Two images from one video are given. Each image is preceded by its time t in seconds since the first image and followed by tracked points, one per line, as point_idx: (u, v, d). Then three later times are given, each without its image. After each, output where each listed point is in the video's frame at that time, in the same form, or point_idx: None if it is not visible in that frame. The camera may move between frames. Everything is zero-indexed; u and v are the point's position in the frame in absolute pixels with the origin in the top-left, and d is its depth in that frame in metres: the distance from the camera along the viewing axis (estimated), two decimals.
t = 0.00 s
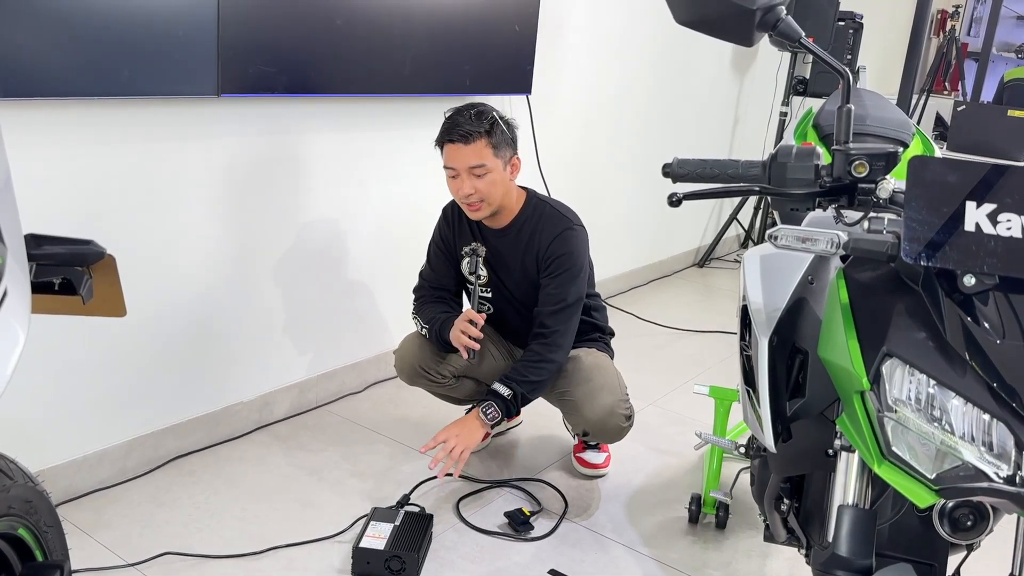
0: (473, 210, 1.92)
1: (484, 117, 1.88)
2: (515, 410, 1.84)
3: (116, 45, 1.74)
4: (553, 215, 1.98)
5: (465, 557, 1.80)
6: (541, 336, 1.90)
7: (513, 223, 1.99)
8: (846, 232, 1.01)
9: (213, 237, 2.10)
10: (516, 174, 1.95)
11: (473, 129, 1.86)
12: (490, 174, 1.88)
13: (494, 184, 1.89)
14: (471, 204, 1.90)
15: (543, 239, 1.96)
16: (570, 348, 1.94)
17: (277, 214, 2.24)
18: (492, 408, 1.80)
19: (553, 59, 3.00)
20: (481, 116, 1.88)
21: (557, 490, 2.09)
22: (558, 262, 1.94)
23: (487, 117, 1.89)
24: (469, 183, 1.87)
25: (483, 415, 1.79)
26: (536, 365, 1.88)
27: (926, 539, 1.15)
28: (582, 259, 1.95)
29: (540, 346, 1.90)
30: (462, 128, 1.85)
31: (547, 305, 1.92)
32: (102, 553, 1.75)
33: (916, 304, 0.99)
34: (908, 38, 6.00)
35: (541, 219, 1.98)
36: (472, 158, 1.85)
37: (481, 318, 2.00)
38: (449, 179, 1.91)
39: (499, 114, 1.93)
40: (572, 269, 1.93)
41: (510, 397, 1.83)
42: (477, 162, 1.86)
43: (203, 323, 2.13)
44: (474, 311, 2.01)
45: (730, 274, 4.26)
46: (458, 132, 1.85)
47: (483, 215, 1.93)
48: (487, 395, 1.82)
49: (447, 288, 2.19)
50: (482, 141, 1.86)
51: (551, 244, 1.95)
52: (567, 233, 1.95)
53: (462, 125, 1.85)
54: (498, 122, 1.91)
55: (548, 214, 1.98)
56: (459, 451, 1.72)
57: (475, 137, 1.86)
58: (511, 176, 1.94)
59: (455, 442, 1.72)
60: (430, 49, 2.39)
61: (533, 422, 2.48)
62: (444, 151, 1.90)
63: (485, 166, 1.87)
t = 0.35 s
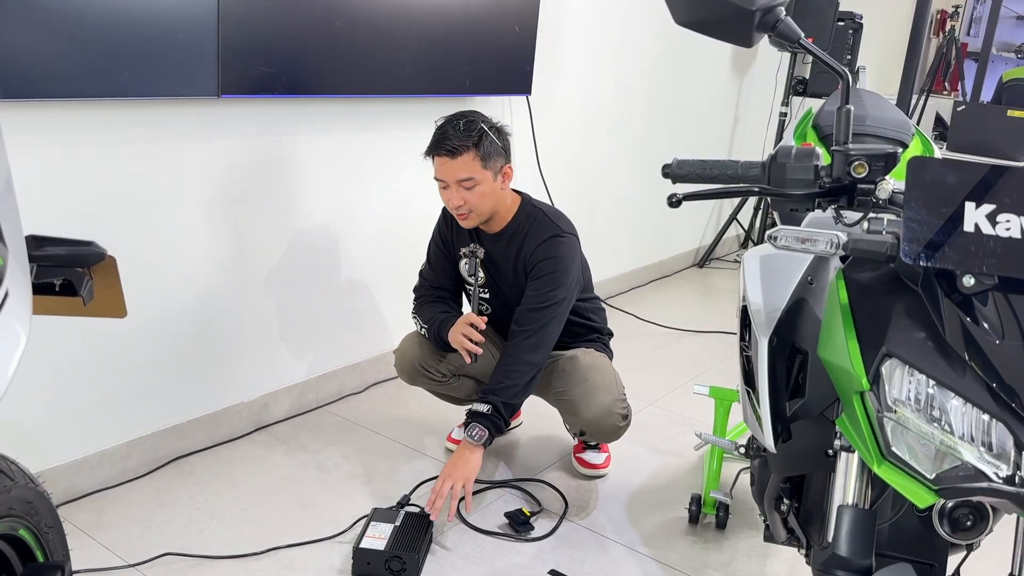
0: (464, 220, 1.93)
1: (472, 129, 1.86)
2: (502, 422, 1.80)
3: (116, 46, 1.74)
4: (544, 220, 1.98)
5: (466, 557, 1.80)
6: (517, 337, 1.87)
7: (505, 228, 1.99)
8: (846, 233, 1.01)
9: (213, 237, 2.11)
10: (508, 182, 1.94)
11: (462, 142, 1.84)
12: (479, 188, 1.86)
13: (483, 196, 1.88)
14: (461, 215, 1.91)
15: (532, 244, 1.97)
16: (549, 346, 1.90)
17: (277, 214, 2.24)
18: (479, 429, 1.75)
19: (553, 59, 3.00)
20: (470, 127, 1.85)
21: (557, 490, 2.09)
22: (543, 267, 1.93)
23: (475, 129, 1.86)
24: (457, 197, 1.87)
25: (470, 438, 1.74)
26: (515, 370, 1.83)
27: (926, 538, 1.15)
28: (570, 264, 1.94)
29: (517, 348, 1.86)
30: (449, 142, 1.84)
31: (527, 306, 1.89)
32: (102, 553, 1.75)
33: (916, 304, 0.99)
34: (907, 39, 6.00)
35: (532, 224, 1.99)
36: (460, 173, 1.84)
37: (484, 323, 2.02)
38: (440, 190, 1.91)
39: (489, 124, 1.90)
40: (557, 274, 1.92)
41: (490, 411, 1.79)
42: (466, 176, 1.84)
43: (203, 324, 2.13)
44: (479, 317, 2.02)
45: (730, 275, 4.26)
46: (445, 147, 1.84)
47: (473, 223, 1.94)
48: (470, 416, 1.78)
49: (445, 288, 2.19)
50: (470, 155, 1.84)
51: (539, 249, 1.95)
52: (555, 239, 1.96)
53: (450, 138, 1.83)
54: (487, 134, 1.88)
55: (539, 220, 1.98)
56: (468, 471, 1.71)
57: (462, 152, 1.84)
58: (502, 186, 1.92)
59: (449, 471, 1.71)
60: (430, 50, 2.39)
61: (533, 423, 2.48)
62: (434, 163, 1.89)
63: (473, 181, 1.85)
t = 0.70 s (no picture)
0: (448, 225, 1.93)
1: (455, 134, 1.86)
2: (490, 428, 1.81)
3: (116, 46, 1.74)
4: (530, 223, 1.98)
5: (466, 557, 1.80)
6: (507, 344, 1.87)
7: (491, 233, 1.99)
8: (845, 234, 1.01)
9: (213, 238, 2.11)
10: (491, 187, 1.93)
11: (443, 147, 1.84)
12: (461, 192, 1.86)
13: (465, 201, 1.88)
14: (443, 220, 1.91)
15: (519, 249, 1.96)
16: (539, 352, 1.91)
17: (278, 215, 2.24)
18: (466, 434, 1.76)
19: (553, 60, 3.00)
20: (451, 132, 1.85)
21: (557, 490, 2.09)
22: (531, 272, 1.93)
23: (457, 134, 1.86)
24: (438, 201, 1.87)
25: (458, 444, 1.75)
26: (503, 376, 1.85)
27: (926, 538, 1.15)
28: (557, 267, 1.93)
29: (506, 355, 1.87)
30: (432, 147, 1.83)
31: (516, 313, 1.89)
32: (102, 554, 1.75)
33: (915, 305, 0.99)
34: (907, 39, 6.00)
35: (518, 228, 1.98)
36: (441, 178, 1.84)
37: (474, 326, 2.03)
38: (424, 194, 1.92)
39: (472, 129, 1.90)
40: (543, 278, 1.91)
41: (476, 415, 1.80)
42: (447, 181, 1.84)
43: (203, 324, 2.13)
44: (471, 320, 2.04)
45: (730, 275, 4.26)
46: (427, 152, 1.84)
47: (456, 228, 1.94)
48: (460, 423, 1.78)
49: (438, 292, 2.19)
50: (452, 160, 1.84)
51: (526, 254, 1.95)
52: (541, 243, 1.95)
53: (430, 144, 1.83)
54: (469, 139, 1.88)
55: (526, 223, 1.98)
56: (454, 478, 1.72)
57: (444, 157, 1.84)
58: (485, 191, 1.92)
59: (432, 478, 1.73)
60: (430, 50, 2.39)
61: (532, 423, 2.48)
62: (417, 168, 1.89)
63: (454, 186, 1.85)
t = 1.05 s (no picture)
0: (438, 221, 1.94)
1: (448, 130, 1.88)
2: (485, 427, 1.81)
3: (116, 46, 1.74)
4: (524, 223, 1.97)
5: (465, 557, 1.81)
6: (505, 346, 1.87)
7: (483, 232, 1.99)
8: (845, 233, 1.01)
9: (213, 239, 2.11)
10: (484, 186, 1.93)
11: (434, 141, 1.85)
12: (451, 187, 1.87)
13: (455, 197, 1.89)
14: (433, 215, 1.92)
15: (513, 249, 1.96)
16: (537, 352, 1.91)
17: (277, 215, 2.24)
18: (461, 431, 1.78)
19: (553, 59, 3.00)
20: (445, 127, 1.87)
21: (556, 490, 2.09)
22: (525, 273, 1.92)
23: (451, 130, 1.88)
24: (428, 195, 1.88)
25: (453, 440, 1.77)
26: (501, 378, 1.85)
27: (926, 538, 1.16)
28: (551, 266, 1.92)
29: (503, 357, 1.87)
30: (424, 141, 1.85)
31: (513, 315, 1.89)
32: (102, 554, 1.75)
33: (915, 304, 0.99)
34: (907, 38, 5.99)
35: (512, 228, 1.98)
36: (432, 170, 1.86)
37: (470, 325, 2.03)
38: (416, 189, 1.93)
39: (466, 126, 1.91)
40: (538, 278, 1.90)
41: (473, 415, 1.81)
42: (437, 174, 1.86)
43: (203, 324, 2.13)
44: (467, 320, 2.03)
45: (730, 274, 4.26)
46: (420, 145, 1.85)
47: (446, 226, 1.94)
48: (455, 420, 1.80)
49: (436, 293, 2.20)
50: (443, 154, 1.86)
51: (520, 254, 1.94)
52: (534, 242, 1.94)
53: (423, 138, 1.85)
54: (462, 136, 1.89)
55: (520, 222, 1.98)
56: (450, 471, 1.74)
57: (435, 150, 1.85)
58: (477, 189, 1.92)
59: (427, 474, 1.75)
60: (430, 51, 2.39)
61: (532, 423, 2.48)
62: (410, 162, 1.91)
63: (445, 180, 1.86)
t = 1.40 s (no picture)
0: (453, 208, 1.93)
1: (473, 117, 1.92)
2: (496, 419, 1.82)
3: (116, 46, 1.74)
4: (532, 216, 1.98)
5: (466, 556, 1.81)
6: (511, 335, 1.87)
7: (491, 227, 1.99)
8: (845, 232, 1.01)
9: (214, 238, 2.11)
10: (501, 177, 1.96)
11: (461, 124, 1.89)
12: (474, 170, 1.89)
13: (475, 182, 1.90)
14: (451, 200, 1.91)
15: (520, 241, 1.96)
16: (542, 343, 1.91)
17: (278, 214, 2.24)
18: (473, 425, 1.77)
19: (553, 58, 3.00)
20: (470, 114, 1.91)
21: (557, 489, 2.10)
22: (533, 264, 1.93)
23: (476, 117, 1.92)
24: (450, 176, 1.89)
25: (465, 434, 1.77)
26: (508, 369, 1.85)
27: (926, 536, 1.16)
28: (559, 258, 1.93)
29: (511, 346, 1.87)
30: (450, 123, 1.89)
31: (520, 304, 1.89)
32: (103, 553, 1.75)
33: (915, 303, 0.99)
34: (908, 38, 5.99)
35: (520, 220, 1.98)
36: (456, 150, 1.88)
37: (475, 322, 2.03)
38: (433, 176, 1.94)
39: (489, 117, 1.97)
40: (545, 269, 1.91)
41: (487, 409, 1.81)
42: (461, 156, 1.88)
43: (204, 324, 2.13)
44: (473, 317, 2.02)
45: (731, 274, 4.26)
46: (446, 126, 1.89)
47: (459, 214, 1.94)
48: (466, 412, 1.80)
49: (440, 292, 2.19)
50: (469, 137, 1.89)
51: (527, 246, 1.95)
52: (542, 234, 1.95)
53: (448, 121, 1.89)
54: (486, 124, 1.94)
55: (528, 215, 1.98)
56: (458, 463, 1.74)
57: (460, 133, 1.89)
58: (495, 178, 1.94)
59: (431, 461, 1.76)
60: (430, 50, 2.39)
61: (532, 422, 2.48)
62: (430, 148, 1.93)
63: (469, 162, 1.89)
